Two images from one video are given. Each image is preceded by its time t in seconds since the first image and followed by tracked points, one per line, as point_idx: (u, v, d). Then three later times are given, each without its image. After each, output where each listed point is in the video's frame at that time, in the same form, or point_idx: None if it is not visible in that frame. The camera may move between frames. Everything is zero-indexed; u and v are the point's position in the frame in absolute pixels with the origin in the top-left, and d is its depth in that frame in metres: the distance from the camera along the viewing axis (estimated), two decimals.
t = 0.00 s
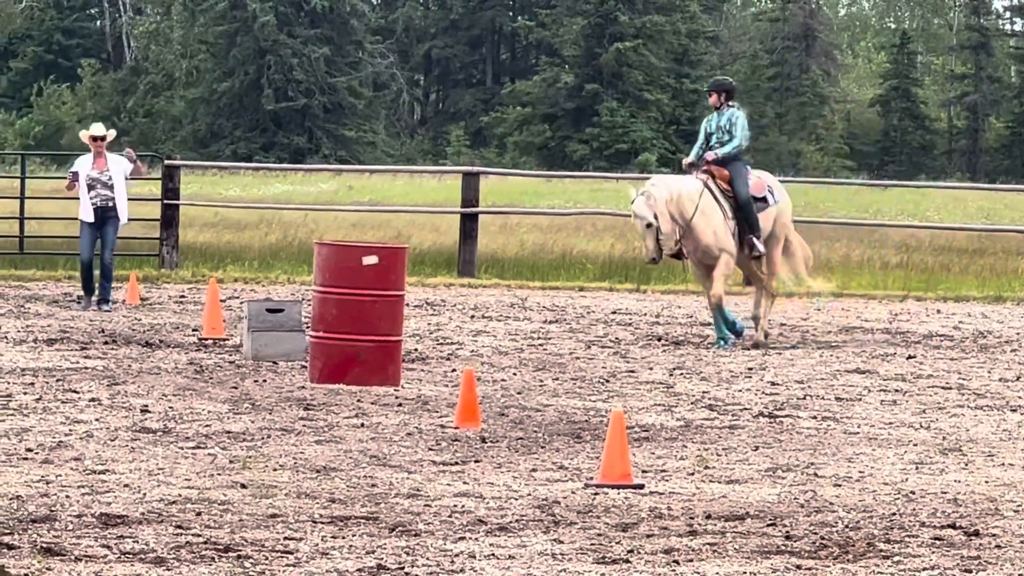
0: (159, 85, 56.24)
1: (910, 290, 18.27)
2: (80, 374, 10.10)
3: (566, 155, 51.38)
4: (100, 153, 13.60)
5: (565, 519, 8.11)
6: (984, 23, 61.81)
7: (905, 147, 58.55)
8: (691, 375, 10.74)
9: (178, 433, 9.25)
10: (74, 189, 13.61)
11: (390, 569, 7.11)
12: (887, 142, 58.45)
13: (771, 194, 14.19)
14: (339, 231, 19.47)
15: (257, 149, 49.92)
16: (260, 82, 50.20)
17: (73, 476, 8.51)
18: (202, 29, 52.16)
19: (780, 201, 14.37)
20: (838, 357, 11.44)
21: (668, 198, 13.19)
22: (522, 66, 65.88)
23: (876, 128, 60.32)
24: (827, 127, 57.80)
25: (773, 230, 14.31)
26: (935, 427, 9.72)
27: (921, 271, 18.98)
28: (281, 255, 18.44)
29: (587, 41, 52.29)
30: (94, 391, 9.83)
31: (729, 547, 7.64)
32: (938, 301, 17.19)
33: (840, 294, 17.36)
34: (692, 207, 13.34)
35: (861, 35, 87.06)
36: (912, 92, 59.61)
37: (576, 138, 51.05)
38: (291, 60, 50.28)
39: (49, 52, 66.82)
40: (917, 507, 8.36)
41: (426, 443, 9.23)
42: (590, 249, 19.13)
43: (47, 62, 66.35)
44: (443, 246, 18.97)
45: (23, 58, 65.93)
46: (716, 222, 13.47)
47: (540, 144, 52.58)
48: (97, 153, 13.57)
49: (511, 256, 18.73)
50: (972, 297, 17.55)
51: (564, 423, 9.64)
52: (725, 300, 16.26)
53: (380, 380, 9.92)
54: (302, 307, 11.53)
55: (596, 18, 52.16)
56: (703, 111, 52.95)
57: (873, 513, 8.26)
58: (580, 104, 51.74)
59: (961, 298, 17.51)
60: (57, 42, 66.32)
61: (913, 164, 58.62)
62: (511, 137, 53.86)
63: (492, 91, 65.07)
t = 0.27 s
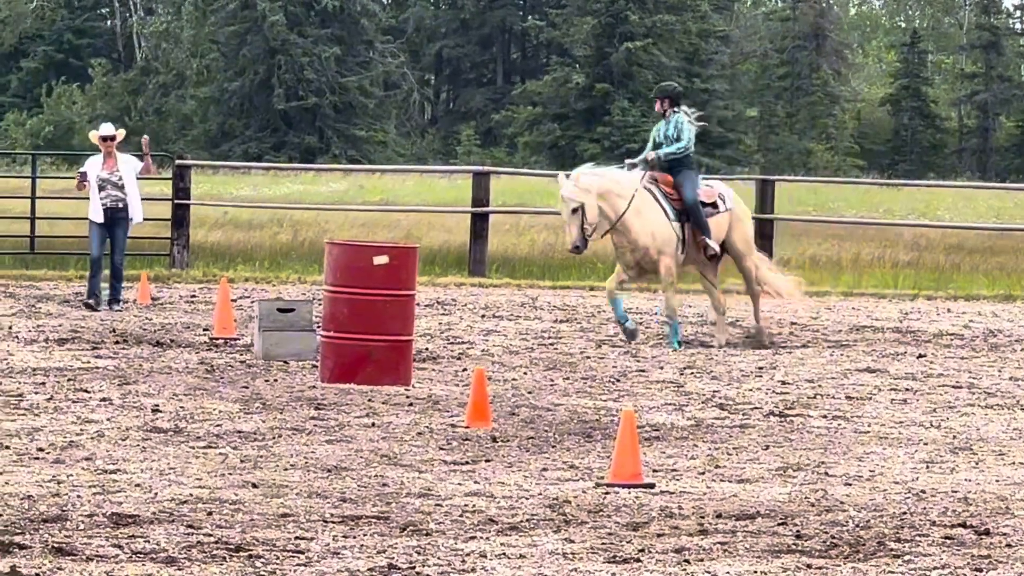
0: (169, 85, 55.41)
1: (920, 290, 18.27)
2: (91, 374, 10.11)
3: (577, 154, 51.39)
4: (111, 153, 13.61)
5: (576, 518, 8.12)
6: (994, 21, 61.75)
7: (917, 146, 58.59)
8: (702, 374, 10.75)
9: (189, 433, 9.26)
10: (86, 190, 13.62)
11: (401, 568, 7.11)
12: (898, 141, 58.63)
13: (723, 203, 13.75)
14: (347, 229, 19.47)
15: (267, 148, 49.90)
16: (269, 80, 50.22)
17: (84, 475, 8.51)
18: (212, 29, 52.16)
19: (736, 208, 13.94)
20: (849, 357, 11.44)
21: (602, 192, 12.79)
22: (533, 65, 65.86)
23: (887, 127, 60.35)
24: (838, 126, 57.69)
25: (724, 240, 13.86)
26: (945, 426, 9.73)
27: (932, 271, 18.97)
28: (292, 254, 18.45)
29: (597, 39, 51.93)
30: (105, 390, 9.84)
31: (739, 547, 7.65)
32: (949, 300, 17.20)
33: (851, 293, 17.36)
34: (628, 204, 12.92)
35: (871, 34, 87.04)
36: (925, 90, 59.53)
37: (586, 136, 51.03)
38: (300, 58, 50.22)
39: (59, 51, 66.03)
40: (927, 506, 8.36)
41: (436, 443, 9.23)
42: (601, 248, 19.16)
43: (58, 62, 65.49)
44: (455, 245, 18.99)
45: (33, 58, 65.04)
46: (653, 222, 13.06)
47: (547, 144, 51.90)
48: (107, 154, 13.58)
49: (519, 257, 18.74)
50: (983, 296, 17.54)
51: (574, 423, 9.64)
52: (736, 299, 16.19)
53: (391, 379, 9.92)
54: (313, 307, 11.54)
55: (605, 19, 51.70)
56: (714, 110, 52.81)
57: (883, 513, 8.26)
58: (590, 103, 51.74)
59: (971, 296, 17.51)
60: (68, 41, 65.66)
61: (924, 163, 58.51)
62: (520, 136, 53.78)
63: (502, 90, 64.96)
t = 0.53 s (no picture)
0: (188, 87, 54.15)
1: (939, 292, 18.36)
2: (109, 377, 10.11)
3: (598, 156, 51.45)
4: (123, 158, 13.59)
5: (596, 520, 8.11)
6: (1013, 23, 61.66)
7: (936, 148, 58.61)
8: (722, 376, 10.74)
9: (210, 436, 9.25)
10: (99, 193, 13.58)
11: (421, 571, 7.11)
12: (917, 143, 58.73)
13: (658, 192, 13.49)
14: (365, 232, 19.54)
15: (287, 151, 49.67)
16: (287, 83, 49.92)
17: (103, 479, 8.50)
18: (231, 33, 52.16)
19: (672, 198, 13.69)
20: (868, 358, 11.44)
21: (530, 189, 12.51)
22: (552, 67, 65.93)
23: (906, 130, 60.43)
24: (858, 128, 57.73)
25: (660, 230, 13.61)
26: (965, 428, 9.72)
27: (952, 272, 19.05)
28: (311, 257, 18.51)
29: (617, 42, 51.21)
30: (125, 393, 9.83)
31: (759, 548, 7.64)
32: (968, 302, 17.28)
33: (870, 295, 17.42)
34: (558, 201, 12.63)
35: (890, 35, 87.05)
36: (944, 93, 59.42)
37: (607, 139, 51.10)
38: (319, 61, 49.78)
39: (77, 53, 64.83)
40: (947, 508, 8.35)
41: (456, 445, 9.23)
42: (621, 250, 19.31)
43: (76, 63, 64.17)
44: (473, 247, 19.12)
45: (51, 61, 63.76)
46: (586, 219, 12.78)
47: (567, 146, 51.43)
48: (119, 157, 13.55)
49: (534, 259, 18.81)
50: (1000, 297, 17.62)
51: (594, 424, 9.64)
52: (752, 300, 16.22)
53: (409, 383, 9.91)
54: (332, 309, 11.58)
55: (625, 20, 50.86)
56: (734, 112, 52.46)
57: (904, 515, 8.25)
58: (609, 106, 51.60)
59: (990, 298, 17.58)
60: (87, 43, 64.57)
61: (944, 164, 58.39)
62: (538, 138, 53.56)
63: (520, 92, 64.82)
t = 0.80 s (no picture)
0: (217, 89, 55.34)
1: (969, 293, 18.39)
2: (138, 380, 10.12)
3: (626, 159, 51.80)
4: (143, 157, 13.61)
5: (625, 522, 8.11)
6: None
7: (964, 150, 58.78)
8: (750, 378, 10.73)
9: (238, 438, 9.25)
10: (120, 192, 13.56)
11: (450, 573, 7.11)
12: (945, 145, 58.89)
13: (602, 201, 13.22)
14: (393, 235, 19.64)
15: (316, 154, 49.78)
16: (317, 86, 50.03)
17: (132, 481, 8.50)
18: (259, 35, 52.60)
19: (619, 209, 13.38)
20: (897, 360, 11.44)
21: (457, 175, 12.36)
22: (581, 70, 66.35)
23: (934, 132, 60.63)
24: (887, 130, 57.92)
25: (603, 239, 13.31)
26: (994, 429, 9.72)
27: (980, 273, 19.07)
28: (339, 259, 18.59)
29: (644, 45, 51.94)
30: (153, 396, 9.83)
31: (789, 550, 7.64)
32: (997, 303, 17.32)
33: (900, 296, 17.48)
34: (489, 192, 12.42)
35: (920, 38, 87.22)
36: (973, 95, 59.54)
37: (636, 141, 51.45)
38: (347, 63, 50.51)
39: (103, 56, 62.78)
40: (976, 509, 8.34)
41: (485, 447, 9.23)
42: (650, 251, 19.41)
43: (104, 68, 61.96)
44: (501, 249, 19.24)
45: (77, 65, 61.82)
46: (515, 214, 12.51)
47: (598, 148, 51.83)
48: (138, 156, 13.57)
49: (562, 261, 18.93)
50: None
51: (623, 427, 9.64)
52: (781, 305, 16.16)
53: (437, 385, 9.92)
54: (361, 311, 11.60)
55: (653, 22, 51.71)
56: (761, 115, 53.46)
57: (933, 516, 8.24)
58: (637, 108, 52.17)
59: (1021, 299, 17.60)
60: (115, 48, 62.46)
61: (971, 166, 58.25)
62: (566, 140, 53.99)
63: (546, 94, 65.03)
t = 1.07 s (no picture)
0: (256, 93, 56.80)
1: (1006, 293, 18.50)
2: (176, 382, 10.14)
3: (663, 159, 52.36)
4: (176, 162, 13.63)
5: (663, 523, 8.11)
6: None
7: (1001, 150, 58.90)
8: (788, 379, 10.75)
9: (276, 440, 9.25)
10: (151, 197, 13.62)
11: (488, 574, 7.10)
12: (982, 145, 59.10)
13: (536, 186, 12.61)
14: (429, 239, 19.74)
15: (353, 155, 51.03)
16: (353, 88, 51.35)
17: (170, 483, 8.51)
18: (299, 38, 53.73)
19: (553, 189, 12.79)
20: (934, 361, 11.45)
21: (385, 186, 11.76)
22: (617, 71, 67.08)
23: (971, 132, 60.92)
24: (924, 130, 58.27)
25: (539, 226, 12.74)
26: None
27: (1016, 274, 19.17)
28: (377, 261, 18.71)
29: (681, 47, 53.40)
30: (191, 398, 9.85)
31: (827, 551, 7.63)
32: None
33: (939, 297, 17.59)
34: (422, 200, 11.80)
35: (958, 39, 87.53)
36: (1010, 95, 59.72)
37: (672, 141, 52.04)
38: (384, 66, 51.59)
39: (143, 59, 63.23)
40: (1013, 510, 8.33)
41: (523, 449, 9.22)
42: (687, 255, 19.52)
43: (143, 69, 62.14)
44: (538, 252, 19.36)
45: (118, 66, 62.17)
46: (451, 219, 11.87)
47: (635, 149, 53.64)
48: (169, 161, 13.60)
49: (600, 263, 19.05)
50: None
51: (661, 428, 9.64)
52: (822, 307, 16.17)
53: (475, 387, 9.92)
54: (399, 313, 11.61)
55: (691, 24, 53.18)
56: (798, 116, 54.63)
57: (970, 517, 8.23)
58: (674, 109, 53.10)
59: None
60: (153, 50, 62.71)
61: (1010, 166, 58.02)
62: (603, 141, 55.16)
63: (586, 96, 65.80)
